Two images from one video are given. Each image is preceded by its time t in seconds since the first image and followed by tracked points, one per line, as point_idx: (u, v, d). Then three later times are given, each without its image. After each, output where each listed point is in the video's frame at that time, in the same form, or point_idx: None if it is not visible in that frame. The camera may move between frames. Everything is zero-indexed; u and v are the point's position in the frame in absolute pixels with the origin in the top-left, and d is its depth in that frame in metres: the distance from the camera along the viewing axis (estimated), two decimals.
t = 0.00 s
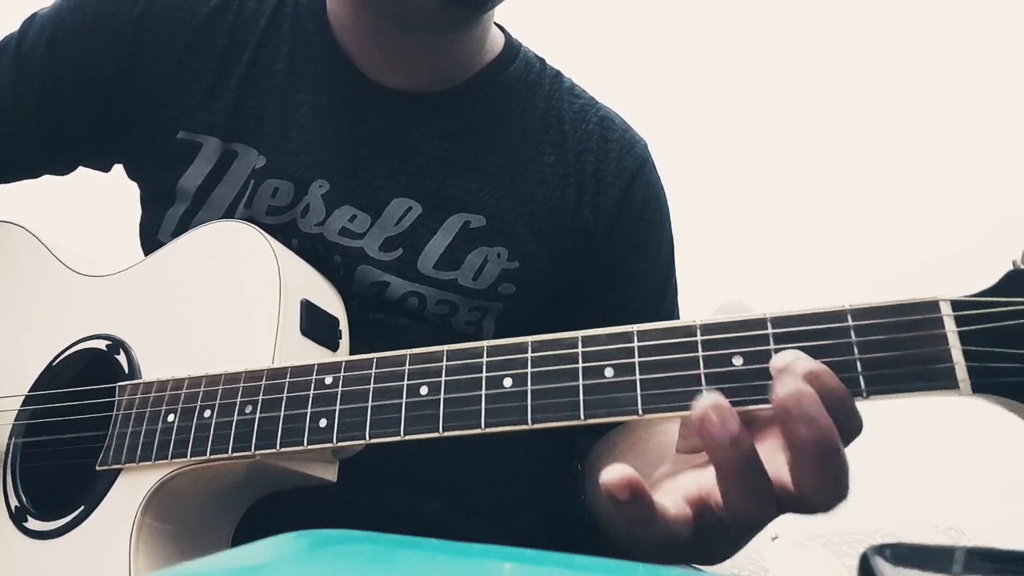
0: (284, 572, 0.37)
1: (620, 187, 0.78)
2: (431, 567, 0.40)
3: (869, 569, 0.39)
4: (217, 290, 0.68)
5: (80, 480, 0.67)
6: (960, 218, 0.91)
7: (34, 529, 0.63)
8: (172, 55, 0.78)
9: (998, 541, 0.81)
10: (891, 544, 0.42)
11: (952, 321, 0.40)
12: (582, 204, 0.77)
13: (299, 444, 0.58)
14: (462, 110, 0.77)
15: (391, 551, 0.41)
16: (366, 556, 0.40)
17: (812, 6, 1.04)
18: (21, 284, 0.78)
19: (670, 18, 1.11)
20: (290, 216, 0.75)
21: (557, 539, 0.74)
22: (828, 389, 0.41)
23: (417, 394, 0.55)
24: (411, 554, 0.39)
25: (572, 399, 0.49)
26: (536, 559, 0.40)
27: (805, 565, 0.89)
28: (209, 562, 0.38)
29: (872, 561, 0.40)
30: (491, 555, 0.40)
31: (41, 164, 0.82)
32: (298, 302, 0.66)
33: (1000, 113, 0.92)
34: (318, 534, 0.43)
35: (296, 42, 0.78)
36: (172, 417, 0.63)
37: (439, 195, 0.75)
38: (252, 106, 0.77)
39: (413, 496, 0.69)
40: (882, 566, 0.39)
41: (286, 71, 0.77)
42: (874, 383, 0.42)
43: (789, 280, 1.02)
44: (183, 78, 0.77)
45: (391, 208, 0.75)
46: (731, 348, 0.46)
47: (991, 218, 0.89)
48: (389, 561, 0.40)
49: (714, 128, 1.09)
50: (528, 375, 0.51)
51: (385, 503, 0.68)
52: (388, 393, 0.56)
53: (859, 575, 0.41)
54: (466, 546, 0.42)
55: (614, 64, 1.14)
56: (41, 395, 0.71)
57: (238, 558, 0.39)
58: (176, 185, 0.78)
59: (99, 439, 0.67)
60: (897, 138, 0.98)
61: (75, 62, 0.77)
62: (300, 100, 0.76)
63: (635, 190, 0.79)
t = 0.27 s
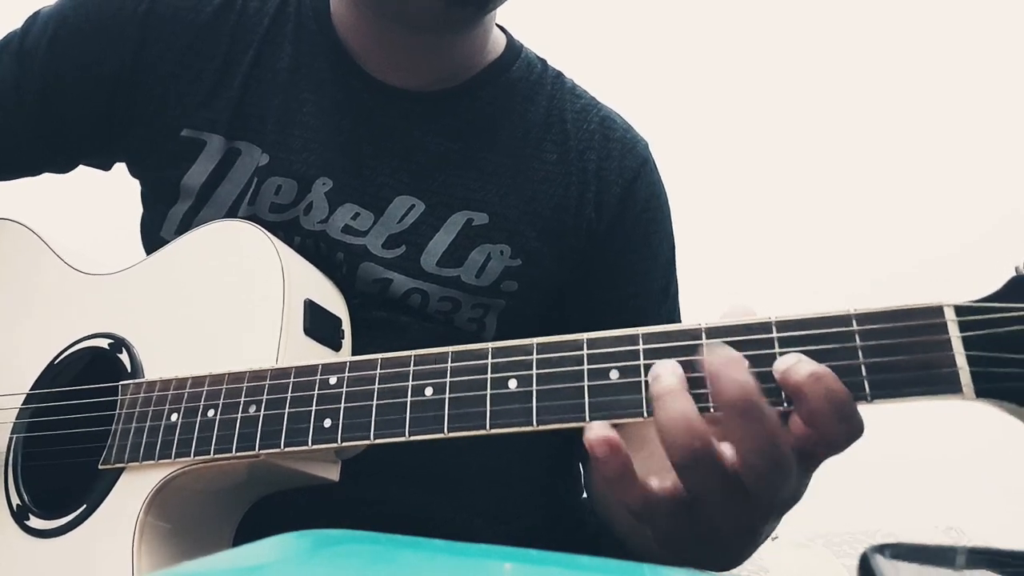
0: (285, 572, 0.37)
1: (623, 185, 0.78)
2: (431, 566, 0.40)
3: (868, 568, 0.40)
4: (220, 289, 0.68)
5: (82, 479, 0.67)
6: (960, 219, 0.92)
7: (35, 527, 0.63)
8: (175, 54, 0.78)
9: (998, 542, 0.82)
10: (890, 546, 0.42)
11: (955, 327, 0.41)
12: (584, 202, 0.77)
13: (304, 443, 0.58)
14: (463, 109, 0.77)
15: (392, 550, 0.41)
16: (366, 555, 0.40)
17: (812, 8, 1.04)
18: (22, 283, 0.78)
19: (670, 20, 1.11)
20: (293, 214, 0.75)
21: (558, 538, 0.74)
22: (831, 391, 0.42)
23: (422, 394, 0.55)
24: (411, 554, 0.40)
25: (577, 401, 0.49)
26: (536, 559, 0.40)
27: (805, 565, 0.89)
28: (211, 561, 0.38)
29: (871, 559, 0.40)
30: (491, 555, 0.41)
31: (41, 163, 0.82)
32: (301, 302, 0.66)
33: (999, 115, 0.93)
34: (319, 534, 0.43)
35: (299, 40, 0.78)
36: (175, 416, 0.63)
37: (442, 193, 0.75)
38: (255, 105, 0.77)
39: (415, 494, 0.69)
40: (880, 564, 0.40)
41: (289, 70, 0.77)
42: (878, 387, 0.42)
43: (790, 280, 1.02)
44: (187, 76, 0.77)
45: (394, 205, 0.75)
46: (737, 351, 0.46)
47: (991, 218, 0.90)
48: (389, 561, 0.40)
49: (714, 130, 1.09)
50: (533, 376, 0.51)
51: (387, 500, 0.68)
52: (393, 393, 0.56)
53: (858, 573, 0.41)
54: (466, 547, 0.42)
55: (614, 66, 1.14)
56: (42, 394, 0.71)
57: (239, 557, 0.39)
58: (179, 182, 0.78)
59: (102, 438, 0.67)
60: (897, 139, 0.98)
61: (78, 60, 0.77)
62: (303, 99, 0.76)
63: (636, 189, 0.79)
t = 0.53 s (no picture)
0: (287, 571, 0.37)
1: (623, 184, 0.78)
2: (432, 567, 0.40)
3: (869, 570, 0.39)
4: (222, 288, 0.68)
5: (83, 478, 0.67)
6: (963, 219, 0.91)
7: (36, 527, 0.63)
8: (177, 53, 0.78)
9: (999, 541, 0.81)
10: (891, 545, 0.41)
11: (958, 325, 0.40)
12: (585, 201, 0.77)
13: (304, 443, 0.58)
14: (464, 108, 0.77)
15: (393, 550, 0.41)
16: (367, 555, 0.40)
17: (814, 7, 1.04)
18: (24, 283, 0.78)
19: (671, 19, 1.11)
20: (295, 213, 0.75)
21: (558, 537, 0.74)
22: (831, 389, 0.41)
23: (422, 393, 0.55)
24: (413, 554, 0.40)
25: (578, 400, 0.49)
26: (539, 559, 0.40)
27: (804, 564, 0.88)
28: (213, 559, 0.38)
29: (871, 560, 0.40)
30: (492, 555, 0.40)
31: (42, 163, 0.82)
32: (302, 302, 0.66)
33: (998, 112, 0.92)
34: (319, 534, 0.43)
35: (300, 40, 0.78)
36: (176, 416, 0.63)
37: (443, 192, 0.75)
38: (257, 104, 0.77)
39: (415, 493, 0.69)
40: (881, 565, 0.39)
41: (290, 69, 0.77)
42: (880, 386, 0.42)
43: (791, 279, 1.01)
44: (189, 76, 0.77)
45: (396, 203, 0.75)
46: (739, 350, 0.46)
47: (992, 219, 0.90)
48: (390, 561, 0.40)
49: (716, 129, 1.09)
50: (534, 375, 0.51)
51: (387, 500, 0.68)
52: (394, 392, 0.56)
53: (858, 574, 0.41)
54: (469, 546, 0.42)
55: (615, 65, 1.14)
56: (44, 394, 0.71)
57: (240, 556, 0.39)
58: (181, 181, 0.78)
59: (103, 437, 0.67)
60: (899, 139, 0.98)
61: (80, 60, 0.77)
62: (305, 98, 0.76)
63: (637, 188, 0.79)
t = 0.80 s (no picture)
0: (286, 571, 0.37)
1: (620, 186, 0.78)
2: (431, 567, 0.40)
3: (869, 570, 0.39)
4: (221, 289, 0.68)
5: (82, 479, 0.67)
6: (963, 218, 0.91)
7: (35, 527, 0.64)
8: (176, 55, 0.78)
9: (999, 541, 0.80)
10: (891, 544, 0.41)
11: (955, 326, 0.40)
12: (582, 203, 0.77)
13: (302, 444, 0.58)
14: (462, 110, 0.77)
15: (392, 550, 0.41)
16: (366, 556, 0.40)
17: (814, 7, 1.04)
18: (24, 284, 0.78)
19: (671, 19, 1.11)
20: (294, 214, 0.76)
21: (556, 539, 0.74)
22: (826, 395, 0.41)
23: (419, 394, 0.55)
24: (412, 554, 0.40)
25: (574, 401, 0.49)
26: (537, 559, 0.40)
27: (804, 563, 0.86)
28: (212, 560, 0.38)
29: (871, 561, 0.40)
30: (492, 555, 0.40)
31: (42, 164, 0.82)
32: (300, 303, 0.66)
33: (997, 112, 0.92)
34: (318, 533, 0.43)
35: (298, 41, 0.78)
36: (175, 416, 0.63)
37: (441, 193, 0.75)
38: (255, 105, 0.77)
39: (412, 494, 0.69)
40: (881, 565, 0.39)
41: (289, 70, 0.77)
42: (876, 388, 0.42)
43: (790, 279, 1.01)
44: (188, 77, 0.78)
45: (394, 205, 0.75)
46: (735, 352, 0.46)
47: (992, 218, 0.89)
48: (389, 561, 0.40)
49: (715, 129, 1.08)
50: (530, 377, 0.51)
51: (384, 502, 0.68)
52: (391, 393, 0.56)
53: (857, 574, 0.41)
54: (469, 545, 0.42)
55: (614, 65, 1.14)
56: (43, 394, 0.71)
57: (239, 556, 0.39)
58: (180, 183, 0.78)
59: (102, 438, 0.68)
60: (899, 138, 0.98)
61: (80, 61, 0.77)
62: (303, 99, 0.77)
63: (634, 189, 0.79)
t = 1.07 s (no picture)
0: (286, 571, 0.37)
1: (618, 188, 0.78)
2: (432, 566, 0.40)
3: (869, 569, 0.40)
4: (221, 288, 0.68)
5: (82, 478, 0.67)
6: (959, 219, 0.92)
7: (35, 526, 0.64)
8: (176, 57, 0.79)
9: (998, 541, 0.82)
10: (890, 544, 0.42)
11: (948, 319, 0.41)
12: (580, 205, 0.78)
13: (303, 441, 0.58)
14: (461, 111, 0.78)
15: (392, 551, 0.41)
16: (366, 556, 0.40)
17: (809, 11, 1.05)
18: (25, 285, 0.79)
19: (667, 23, 1.12)
20: (294, 216, 0.76)
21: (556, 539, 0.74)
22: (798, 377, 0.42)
23: (419, 391, 0.55)
24: (411, 554, 0.40)
25: (573, 396, 0.50)
26: (537, 559, 0.40)
27: (804, 564, 0.87)
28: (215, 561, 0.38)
29: (871, 560, 0.40)
30: (492, 555, 0.41)
31: (42, 166, 0.82)
32: (301, 302, 0.66)
33: (995, 117, 0.93)
34: (318, 534, 0.43)
35: (297, 44, 0.79)
36: (175, 414, 0.63)
37: (440, 195, 0.76)
38: (255, 107, 0.78)
39: (410, 494, 0.69)
40: (882, 566, 0.40)
41: (288, 73, 0.78)
42: (872, 379, 0.42)
43: (788, 281, 1.02)
44: (188, 79, 0.78)
45: (393, 207, 0.75)
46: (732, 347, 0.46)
47: (988, 219, 0.90)
48: (390, 561, 0.40)
49: (712, 132, 1.09)
50: (529, 373, 0.51)
51: (383, 503, 0.68)
52: (391, 390, 0.56)
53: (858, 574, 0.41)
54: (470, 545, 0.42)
55: (611, 68, 1.15)
56: (43, 394, 0.71)
57: (238, 557, 0.39)
58: (180, 185, 0.79)
59: (102, 437, 0.68)
60: (894, 140, 0.99)
61: (80, 64, 0.78)
62: (302, 101, 0.77)
63: (632, 190, 0.79)
